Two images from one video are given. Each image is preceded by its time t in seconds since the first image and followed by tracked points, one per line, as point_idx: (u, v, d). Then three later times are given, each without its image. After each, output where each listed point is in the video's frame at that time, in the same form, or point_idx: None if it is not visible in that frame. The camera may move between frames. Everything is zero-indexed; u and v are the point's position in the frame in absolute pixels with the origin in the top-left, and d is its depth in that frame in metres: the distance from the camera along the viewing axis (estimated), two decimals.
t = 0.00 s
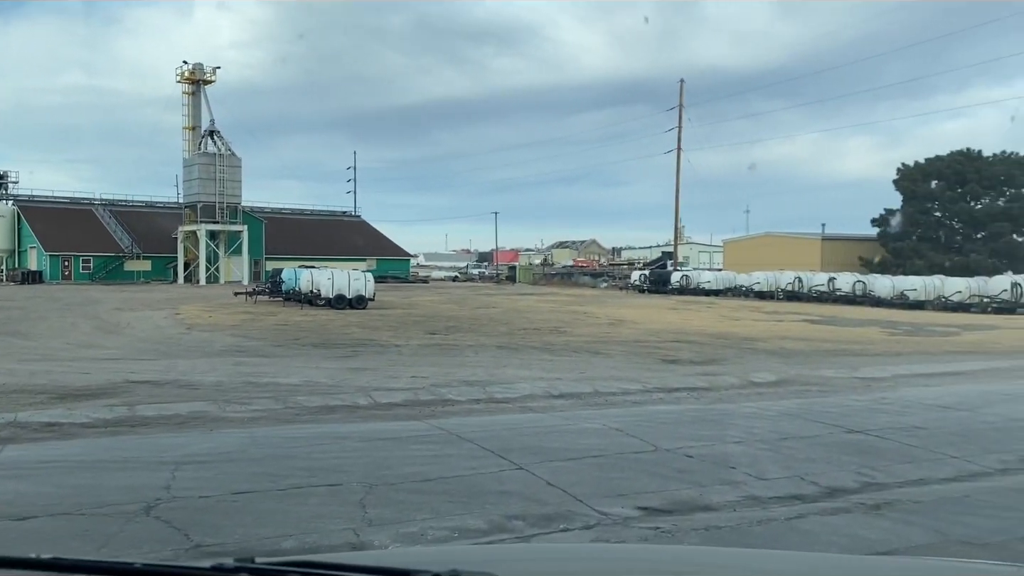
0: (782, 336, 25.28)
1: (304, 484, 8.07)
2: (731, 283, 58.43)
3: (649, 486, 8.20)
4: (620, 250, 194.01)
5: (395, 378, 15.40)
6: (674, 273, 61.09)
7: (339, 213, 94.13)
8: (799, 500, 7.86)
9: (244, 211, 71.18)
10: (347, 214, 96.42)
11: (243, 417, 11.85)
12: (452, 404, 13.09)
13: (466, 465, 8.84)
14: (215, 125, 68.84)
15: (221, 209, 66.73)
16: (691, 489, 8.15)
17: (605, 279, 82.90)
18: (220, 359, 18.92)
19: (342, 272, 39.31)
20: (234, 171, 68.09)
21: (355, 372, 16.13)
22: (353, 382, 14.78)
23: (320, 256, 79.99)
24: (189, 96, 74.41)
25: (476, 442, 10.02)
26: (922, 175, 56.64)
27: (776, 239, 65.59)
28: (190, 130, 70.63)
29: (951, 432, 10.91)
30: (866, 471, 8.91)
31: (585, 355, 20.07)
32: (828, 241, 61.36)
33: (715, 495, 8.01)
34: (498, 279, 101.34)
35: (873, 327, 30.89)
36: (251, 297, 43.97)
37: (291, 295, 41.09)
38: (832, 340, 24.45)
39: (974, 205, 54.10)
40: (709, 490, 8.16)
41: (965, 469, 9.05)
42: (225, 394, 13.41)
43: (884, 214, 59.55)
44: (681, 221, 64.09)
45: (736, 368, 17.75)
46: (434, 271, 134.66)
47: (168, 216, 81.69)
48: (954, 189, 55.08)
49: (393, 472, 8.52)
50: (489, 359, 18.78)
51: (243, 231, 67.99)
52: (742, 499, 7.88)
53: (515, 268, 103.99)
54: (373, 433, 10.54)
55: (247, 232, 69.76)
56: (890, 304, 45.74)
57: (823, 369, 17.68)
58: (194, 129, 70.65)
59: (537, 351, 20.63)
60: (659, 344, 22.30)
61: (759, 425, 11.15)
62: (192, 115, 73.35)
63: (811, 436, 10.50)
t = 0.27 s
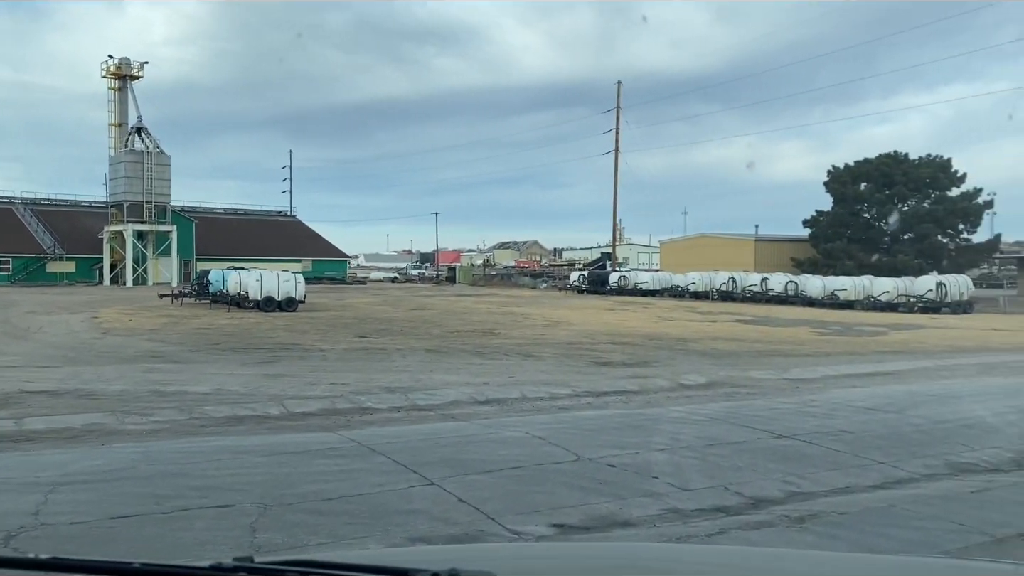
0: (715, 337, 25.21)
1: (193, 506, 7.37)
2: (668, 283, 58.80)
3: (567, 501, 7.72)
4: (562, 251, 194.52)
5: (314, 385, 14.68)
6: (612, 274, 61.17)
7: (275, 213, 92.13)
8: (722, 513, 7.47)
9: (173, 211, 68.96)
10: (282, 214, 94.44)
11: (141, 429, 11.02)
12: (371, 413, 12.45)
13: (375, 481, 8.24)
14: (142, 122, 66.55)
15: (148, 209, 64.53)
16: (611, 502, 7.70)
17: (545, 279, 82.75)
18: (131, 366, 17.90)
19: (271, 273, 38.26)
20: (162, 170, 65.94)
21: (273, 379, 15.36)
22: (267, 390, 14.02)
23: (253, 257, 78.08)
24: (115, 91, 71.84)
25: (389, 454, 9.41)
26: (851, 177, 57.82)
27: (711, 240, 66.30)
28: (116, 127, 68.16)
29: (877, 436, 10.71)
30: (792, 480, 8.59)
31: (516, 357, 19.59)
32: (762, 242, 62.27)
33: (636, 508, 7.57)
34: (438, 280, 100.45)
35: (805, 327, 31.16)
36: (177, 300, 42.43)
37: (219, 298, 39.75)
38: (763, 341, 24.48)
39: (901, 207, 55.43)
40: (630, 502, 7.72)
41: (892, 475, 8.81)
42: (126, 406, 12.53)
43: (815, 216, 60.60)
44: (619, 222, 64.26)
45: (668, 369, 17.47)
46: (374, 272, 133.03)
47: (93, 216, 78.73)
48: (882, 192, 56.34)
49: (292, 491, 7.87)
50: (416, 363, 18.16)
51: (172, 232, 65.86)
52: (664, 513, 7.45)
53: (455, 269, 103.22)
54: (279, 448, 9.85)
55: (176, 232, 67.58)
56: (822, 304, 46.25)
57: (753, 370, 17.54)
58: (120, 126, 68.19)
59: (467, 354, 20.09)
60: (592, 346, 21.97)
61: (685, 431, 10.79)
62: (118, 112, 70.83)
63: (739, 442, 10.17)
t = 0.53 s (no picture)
0: (648, 339, 24.99)
1: (59, 535, 6.63)
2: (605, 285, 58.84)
3: (477, 519, 7.20)
4: (503, 253, 194.07)
5: (226, 393, 13.85)
6: (550, 275, 60.98)
7: (206, 214, 89.60)
8: (641, 528, 7.05)
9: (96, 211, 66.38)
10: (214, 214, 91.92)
11: (23, 445, 10.12)
12: (282, 423, 11.73)
13: (270, 501, 7.58)
14: (63, 118, 63.87)
15: (69, 208, 61.96)
16: (525, 519, 7.21)
17: (484, 281, 82.17)
18: (30, 375, 16.77)
19: (197, 275, 36.91)
20: (84, 168, 63.38)
21: (182, 387, 14.47)
22: (174, 399, 13.15)
23: (183, 258, 75.70)
24: (34, 86, 68.81)
25: (291, 470, 8.75)
26: (782, 180, 58.77)
27: (648, 242, 66.75)
28: (35, 123, 65.27)
29: (804, 441, 10.46)
30: (714, 490, 8.24)
31: (444, 361, 19.00)
32: (698, 243, 62.89)
33: (550, 525, 7.09)
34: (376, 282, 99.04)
35: (737, 328, 31.29)
36: (98, 303, 40.66)
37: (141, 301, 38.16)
38: (695, 342, 24.37)
39: (830, 209, 56.46)
40: (545, 518, 7.24)
41: (816, 483, 8.53)
42: (12, 419, 11.57)
43: (748, 218, 61.43)
44: (556, 224, 64.16)
45: (598, 372, 17.11)
46: (311, 274, 130.68)
47: (11, 216, 75.33)
48: (812, 194, 57.30)
49: (177, 514, 7.18)
50: (339, 368, 17.43)
51: (94, 232, 63.35)
52: (579, 530, 7.00)
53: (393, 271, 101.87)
54: (173, 464, 9.09)
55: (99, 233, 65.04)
56: (753, 304, 47.04)
57: (683, 372, 17.31)
58: (39, 122, 65.33)
59: (394, 358, 19.42)
60: (523, 349, 21.50)
61: (609, 438, 10.37)
62: (37, 108, 67.86)
63: (662, 449, 9.80)
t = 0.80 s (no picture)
0: (582, 340, 24.61)
1: None
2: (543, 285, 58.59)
3: (378, 540, 6.62)
4: (443, 253, 192.73)
5: (128, 403, 12.95)
6: (488, 275, 60.48)
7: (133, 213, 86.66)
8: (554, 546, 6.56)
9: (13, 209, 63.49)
10: (142, 214, 88.98)
11: None
12: (184, 434, 10.93)
13: (150, 526, 6.87)
14: None
15: None
16: (430, 539, 6.65)
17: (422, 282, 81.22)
18: None
19: (116, 276, 35.36)
20: None
21: (81, 396, 13.50)
22: (69, 410, 12.21)
23: (108, 259, 72.98)
24: None
25: (181, 489, 8.03)
26: (716, 181, 59.34)
27: (585, 242, 66.82)
28: None
29: (730, 446, 10.13)
30: (635, 501, 7.82)
31: (369, 364, 18.31)
32: (634, 244, 63.16)
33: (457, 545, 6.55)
34: (312, 283, 97.19)
35: (671, 328, 31.23)
36: (10, 306, 38.66)
37: (57, 303, 36.39)
38: (629, 342, 24.09)
39: (763, 210, 57.23)
40: (452, 538, 6.69)
41: (741, 492, 8.17)
42: None
43: (683, 218, 61.88)
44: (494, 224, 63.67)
45: (527, 374, 16.64)
46: (246, 275, 127.68)
47: None
48: (745, 195, 58.02)
49: (41, 542, 6.43)
50: (257, 374, 16.60)
51: (11, 232, 60.53)
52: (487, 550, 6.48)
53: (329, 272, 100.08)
54: (51, 484, 8.28)
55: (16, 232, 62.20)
56: (689, 304, 47.26)
57: (614, 373, 16.96)
58: None
59: (317, 362, 18.64)
60: (453, 351, 20.92)
61: (532, 445, 9.86)
62: None
63: (584, 458, 9.34)
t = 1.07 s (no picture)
0: (515, 342, 24.15)
1: None
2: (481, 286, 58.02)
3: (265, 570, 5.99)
4: (383, 254, 190.69)
5: (17, 416, 11.96)
6: (425, 277, 59.66)
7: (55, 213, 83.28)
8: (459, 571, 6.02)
9: None
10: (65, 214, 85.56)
11: None
12: (73, 450, 10.06)
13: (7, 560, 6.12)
14: None
15: None
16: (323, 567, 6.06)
17: (358, 283, 79.86)
18: None
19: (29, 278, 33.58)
20: None
21: None
22: None
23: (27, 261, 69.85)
24: None
25: (53, 514, 7.25)
26: (652, 182, 59.66)
27: (524, 243, 66.53)
28: None
29: (654, 454, 9.75)
30: (551, 518, 7.36)
31: (290, 371, 17.51)
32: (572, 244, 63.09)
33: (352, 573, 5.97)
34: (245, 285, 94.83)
35: (606, 329, 31.01)
36: None
37: None
38: (562, 344, 23.72)
39: (698, 211, 57.75)
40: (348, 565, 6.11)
41: (662, 505, 7.77)
42: None
43: (620, 219, 62.03)
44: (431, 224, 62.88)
45: (453, 379, 16.08)
46: (177, 277, 124.03)
47: None
48: (680, 196, 58.50)
49: None
50: (167, 383, 15.68)
51: None
52: None
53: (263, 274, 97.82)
54: None
55: None
56: (625, 304, 47.29)
57: (543, 376, 16.53)
58: None
59: (235, 369, 17.76)
60: (380, 355, 20.24)
61: (447, 456, 9.33)
62: None
63: (501, 470, 8.83)
